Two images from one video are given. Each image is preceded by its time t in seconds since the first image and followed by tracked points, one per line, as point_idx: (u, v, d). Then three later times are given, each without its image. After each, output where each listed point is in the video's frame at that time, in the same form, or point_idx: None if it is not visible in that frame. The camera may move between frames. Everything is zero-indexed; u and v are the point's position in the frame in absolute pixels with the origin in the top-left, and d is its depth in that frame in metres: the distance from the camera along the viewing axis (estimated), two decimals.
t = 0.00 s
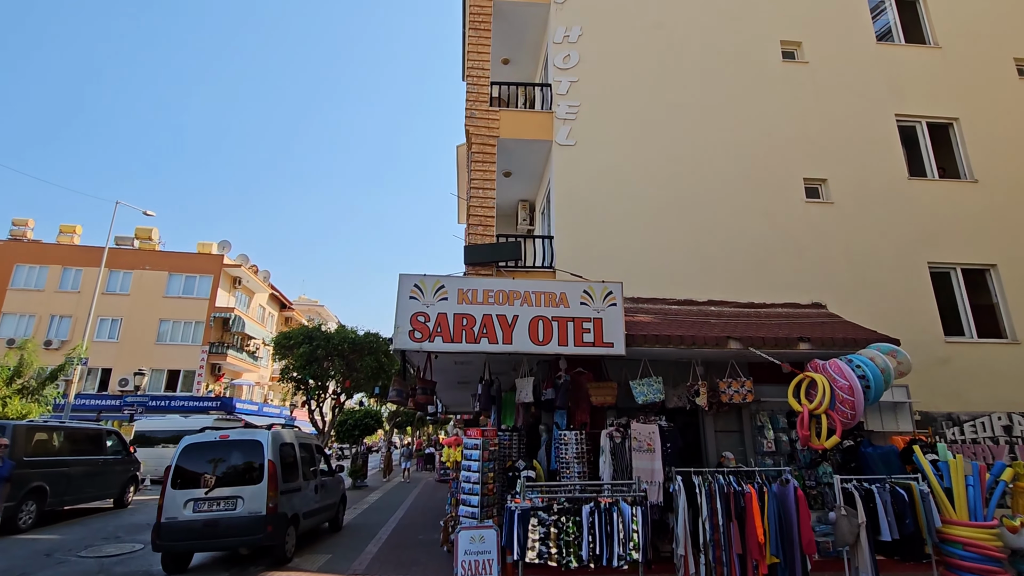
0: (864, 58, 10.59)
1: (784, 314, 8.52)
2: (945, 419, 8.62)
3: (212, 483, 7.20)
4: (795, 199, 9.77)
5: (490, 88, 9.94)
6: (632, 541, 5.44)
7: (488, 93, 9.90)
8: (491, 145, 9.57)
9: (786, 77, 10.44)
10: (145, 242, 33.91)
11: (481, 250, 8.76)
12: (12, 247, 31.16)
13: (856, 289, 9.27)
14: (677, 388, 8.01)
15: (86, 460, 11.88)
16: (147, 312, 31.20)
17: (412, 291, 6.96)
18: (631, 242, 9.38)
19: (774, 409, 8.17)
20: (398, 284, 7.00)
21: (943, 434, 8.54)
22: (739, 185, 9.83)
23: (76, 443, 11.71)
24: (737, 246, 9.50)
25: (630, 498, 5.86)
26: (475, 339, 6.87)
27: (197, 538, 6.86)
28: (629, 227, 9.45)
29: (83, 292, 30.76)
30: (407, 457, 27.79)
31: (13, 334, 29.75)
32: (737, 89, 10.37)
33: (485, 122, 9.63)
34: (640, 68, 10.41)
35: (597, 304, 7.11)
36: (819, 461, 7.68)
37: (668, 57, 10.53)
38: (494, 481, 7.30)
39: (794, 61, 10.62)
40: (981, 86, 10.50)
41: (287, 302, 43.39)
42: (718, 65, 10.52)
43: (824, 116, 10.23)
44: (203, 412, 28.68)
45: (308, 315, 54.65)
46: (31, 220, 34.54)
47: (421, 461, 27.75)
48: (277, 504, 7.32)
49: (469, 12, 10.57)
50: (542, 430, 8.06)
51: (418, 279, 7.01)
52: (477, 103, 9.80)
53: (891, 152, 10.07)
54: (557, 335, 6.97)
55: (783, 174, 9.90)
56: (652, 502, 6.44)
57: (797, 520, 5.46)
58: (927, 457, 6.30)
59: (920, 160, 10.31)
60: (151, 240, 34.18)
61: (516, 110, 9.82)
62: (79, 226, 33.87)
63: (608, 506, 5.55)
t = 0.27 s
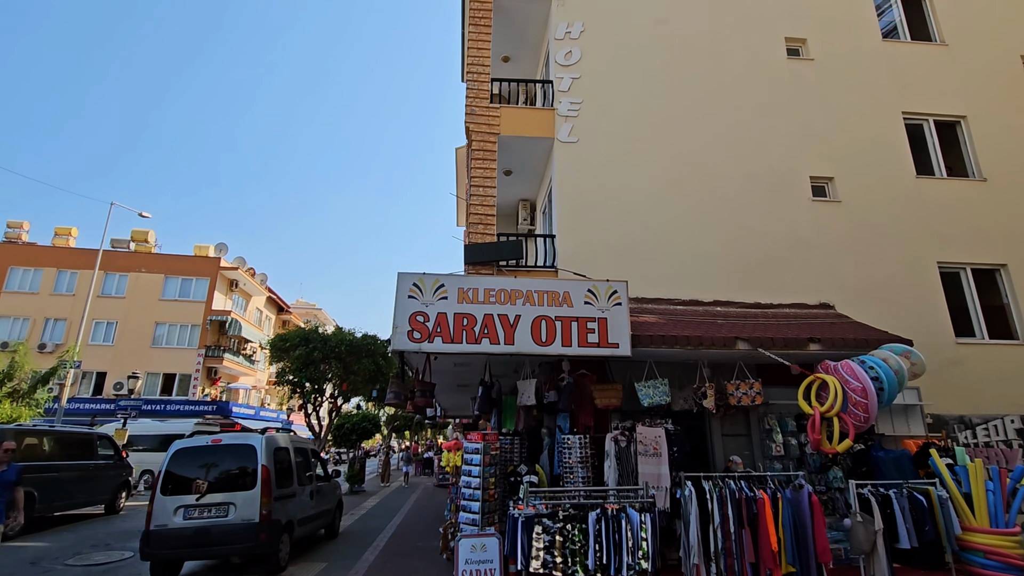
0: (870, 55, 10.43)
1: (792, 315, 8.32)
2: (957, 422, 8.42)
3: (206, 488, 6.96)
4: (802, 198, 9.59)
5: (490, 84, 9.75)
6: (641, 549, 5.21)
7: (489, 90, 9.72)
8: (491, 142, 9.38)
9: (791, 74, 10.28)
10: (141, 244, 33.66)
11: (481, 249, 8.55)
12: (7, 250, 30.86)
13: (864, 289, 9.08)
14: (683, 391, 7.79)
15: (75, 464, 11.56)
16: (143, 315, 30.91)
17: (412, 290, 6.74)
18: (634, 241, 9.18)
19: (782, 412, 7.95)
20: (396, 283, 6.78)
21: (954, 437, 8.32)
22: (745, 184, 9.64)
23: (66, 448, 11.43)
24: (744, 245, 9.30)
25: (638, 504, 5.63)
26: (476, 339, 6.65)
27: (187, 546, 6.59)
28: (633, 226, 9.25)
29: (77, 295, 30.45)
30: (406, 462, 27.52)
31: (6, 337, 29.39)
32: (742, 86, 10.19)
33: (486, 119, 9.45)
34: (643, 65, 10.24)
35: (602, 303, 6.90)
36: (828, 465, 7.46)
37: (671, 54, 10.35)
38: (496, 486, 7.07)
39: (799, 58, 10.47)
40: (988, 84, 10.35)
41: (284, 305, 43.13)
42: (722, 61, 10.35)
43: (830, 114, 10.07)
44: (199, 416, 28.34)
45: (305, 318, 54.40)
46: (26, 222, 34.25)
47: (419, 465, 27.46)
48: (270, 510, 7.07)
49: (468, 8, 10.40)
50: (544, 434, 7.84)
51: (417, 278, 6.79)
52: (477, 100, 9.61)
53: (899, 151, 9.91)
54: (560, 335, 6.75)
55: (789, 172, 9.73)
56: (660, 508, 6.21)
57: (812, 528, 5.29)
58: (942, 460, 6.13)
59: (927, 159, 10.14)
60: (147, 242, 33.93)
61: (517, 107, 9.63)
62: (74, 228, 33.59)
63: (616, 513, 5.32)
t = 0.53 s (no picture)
0: (879, 48, 10.23)
1: (803, 312, 8.09)
2: (974, 422, 8.17)
3: (201, 492, 6.77)
4: (811, 193, 9.37)
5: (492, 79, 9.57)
6: (652, 556, 4.98)
7: (490, 85, 9.55)
8: (493, 138, 9.19)
9: (798, 67, 10.08)
10: (142, 247, 33.59)
11: (484, 246, 8.35)
12: (8, 253, 30.81)
13: (876, 286, 8.85)
14: (692, 391, 7.57)
15: (72, 469, 11.39)
16: (144, 318, 30.79)
17: (412, 288, 6.54)
18: (640, 238, 8.97)
19: (794, 413, 7.72)
20: (396, 281, 6.59)
21: (971, 438, 8.06)
22: (753, 179, 9.43)
23: (63, 451, 11.27)
24: (753, 241, 9.09)
25: (648, 508, 5.40)
26: (478, 338, 6.45)
27: (182, 553, 6.40)
28: (639, 222, 9.05)
29: (79, 298, 30.36)
30: (408, 465, 27.29)
31: (8, 341, 29.30)
32: (749, 80, 9.99)
33: (487, 114, 9.27)
34: (648, 59, 10.04)
35: (608, 301, 6.68)
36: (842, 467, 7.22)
37: (676, 48, 10.16)
38: (499, 490, 6.86)
39: (807, 51, 10.27)
40: (1000, 77, 10.12)
41: (286, 308, 42.98)
42: (728, 55, 10.16)
43: (839, 108, 9.86)
44: (200, 420, 28.17)
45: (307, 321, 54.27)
46: (28, 226, 34.23)
47: (422, 468, 27.23)
48: (267, 515, 6.86)
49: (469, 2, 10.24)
50: (549, 436, 7.62)
51: (417, 275, 6.60)
52: (479, 95, 9.44)
53: (909, 145, 9.69)
54: (565, 333, 6.55)
55: (797, 167, 9.52)
56: (669, 512, 5.97)
57: (830, 533, 5.06)
58: (964, 462, 5.90)
59: (939, 153, 9.92)
60: (148, 246, 33.87)
61: (519, 102, 9.45)
62: (75, 232, 33.54)
63: (625, 517, 5.10)
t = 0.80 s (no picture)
0: (887, 42, 10.03)
1: (812, 311, 7.87)
2: (988, 424, 7.92)
3: (192, 496, 6.56)
4: (819, 189, 9.16)
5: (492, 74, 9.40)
6: (660, 564, 4.76)
7: (491, 80, 9.37)
8: (493, 134, 9.01)
9: (805, 61, 9.89)
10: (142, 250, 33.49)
11: (484, 243, 8.16)
12: (8, 256, 30.73)
13: (886, 284, 8.63)
14: (698, 392, 7.35)
15: (66, 472, 11.19)
16: (143, 320, 30.63)
17: (410, 285, 6.35)
18: (644, 235, 8.77)
19: (803, 414, 7.49)
20: (394, 277, 6.39)
21: (986, 439, 7.78)
22: (759, 175, 9.23)
23: (57, 454, 11.08)
24: (759, 238, 8.88)
25: (655, 513, 5.18)
26: (478, 336, 6.24)
27: (171, 559, 6.18)
28: (642, 219, 8.85)
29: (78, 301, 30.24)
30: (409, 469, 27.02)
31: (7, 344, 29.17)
32: (754, 75, 9.80)
33: (487, 110, 9.10)
34: (651, 53, 9.86)
35: (612, 298, 6.48)
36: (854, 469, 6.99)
37: (680, 43, 9.98)
38: (500, 494, 6.64)
39: (813, 45, 10.08)
40: (1011, 71, 9.92)
41: (287, 311, 42.84)
42: (732, 49, 9.97)
43: (846, 102, 9.66)
44: (199, 423, 27.95)
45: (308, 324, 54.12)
46: (28, 229, 34.17)
47: (422, 472, 27.01)
48: (260, 520, 6.65)
49: None
50: (551, 438, 7.41)
51: (415, 272, 6.40)
52: (479, 90, 9.27)
53: (919, 140, 9.49)
54: (568, 332, 6.34)
55: (804, 162, 9.31)
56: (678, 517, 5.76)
57: (846, 539, 4.84)
58: (984, 464, 5.70)
59: (949, 148, 9.71)
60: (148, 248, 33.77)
61: (520, 97, 9.28)
62: (75, 235, 33.46)
63: (632, 523, 4.88)
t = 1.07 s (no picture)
0: (882, 44, 10.01)
1: (810, 312, 7.77)
2: (987, 427, 7.83)
3: (174, 505, 6.31)
4: (815, 190, 9.09)
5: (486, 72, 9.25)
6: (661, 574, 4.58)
7: (484, 78, 9.23)
8: (487, 132, 8.86)
9: (800, 62, 9.84)
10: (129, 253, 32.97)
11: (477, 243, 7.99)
12: None
13: (883, 285, 8.55)
14: (696, 395, 7.19)
15: (46, 479, 10.83)
16: (129, 324, 30.10)
17: (401, 285, 6.16)
18: (640, 235, 8.64)
19: (802, 417, 7.37)
20: (384, 277, 6.21)
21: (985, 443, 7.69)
22: (755, 176, 9.14)
23: (36, 461, 10.73)
24: (756, 239, 8.77)
25: (654, 521, 5.00)
26: (471, 338, 6.05)
27: (149, 571, 5.92)
28: (638, 218, 8.73)
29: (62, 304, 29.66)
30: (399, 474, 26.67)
31: None
32: (750, 75, 9.73)
33: (481, 108, 8.95)
34: (646, 53, 9.77)
35: (609, 299, 6.32)
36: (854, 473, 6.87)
37: (675, 42, 9.90)
38: (494, 501, 6.45)
39: (808, 46, 10.04)
40: (1005, 73, 9.93)
41: (277, 314, 42.35)
42: (728, 49, 9.90)
43: (841, 103, 9.61)
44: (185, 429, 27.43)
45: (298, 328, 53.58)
46: (12, 231, 33.54)
47: (414, 477, 26.69)
48: (244, 530, 6.40)
49: None
50: (546, 443, 7.22)
51: (407, 272, 6.22)
52: (473, 88, 9.12)
53: (914, 141, 9.45)
54: (564, 333, 6.17)
55: (800, 163, 9.24)
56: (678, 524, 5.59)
57: (850, 547, 4.71)
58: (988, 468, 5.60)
59: (944, 150, 9.68)
60: (135, 251, 33.24)
61: (514, 95, 9.14)
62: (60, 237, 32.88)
63: (632, 531, 4.71)
